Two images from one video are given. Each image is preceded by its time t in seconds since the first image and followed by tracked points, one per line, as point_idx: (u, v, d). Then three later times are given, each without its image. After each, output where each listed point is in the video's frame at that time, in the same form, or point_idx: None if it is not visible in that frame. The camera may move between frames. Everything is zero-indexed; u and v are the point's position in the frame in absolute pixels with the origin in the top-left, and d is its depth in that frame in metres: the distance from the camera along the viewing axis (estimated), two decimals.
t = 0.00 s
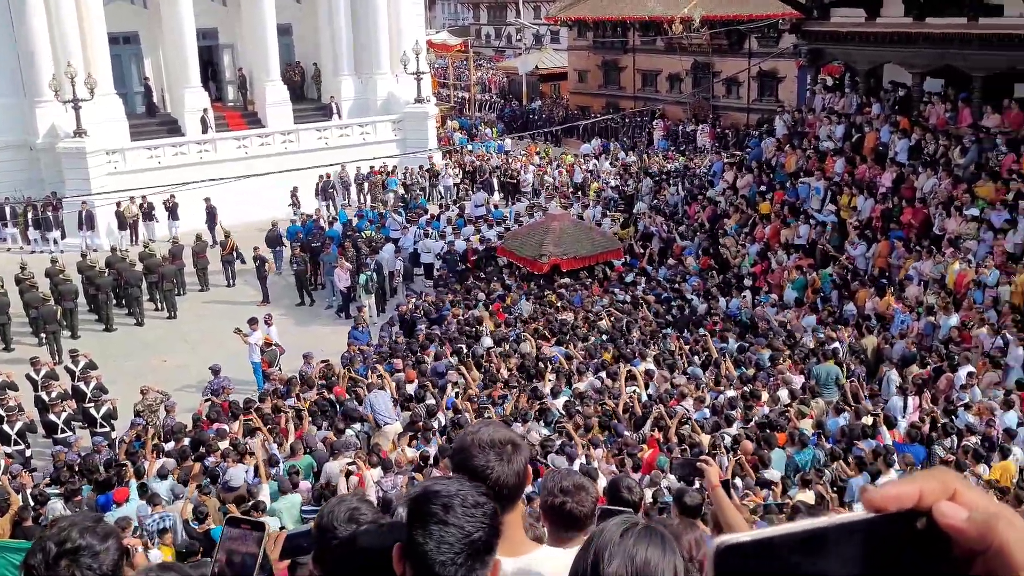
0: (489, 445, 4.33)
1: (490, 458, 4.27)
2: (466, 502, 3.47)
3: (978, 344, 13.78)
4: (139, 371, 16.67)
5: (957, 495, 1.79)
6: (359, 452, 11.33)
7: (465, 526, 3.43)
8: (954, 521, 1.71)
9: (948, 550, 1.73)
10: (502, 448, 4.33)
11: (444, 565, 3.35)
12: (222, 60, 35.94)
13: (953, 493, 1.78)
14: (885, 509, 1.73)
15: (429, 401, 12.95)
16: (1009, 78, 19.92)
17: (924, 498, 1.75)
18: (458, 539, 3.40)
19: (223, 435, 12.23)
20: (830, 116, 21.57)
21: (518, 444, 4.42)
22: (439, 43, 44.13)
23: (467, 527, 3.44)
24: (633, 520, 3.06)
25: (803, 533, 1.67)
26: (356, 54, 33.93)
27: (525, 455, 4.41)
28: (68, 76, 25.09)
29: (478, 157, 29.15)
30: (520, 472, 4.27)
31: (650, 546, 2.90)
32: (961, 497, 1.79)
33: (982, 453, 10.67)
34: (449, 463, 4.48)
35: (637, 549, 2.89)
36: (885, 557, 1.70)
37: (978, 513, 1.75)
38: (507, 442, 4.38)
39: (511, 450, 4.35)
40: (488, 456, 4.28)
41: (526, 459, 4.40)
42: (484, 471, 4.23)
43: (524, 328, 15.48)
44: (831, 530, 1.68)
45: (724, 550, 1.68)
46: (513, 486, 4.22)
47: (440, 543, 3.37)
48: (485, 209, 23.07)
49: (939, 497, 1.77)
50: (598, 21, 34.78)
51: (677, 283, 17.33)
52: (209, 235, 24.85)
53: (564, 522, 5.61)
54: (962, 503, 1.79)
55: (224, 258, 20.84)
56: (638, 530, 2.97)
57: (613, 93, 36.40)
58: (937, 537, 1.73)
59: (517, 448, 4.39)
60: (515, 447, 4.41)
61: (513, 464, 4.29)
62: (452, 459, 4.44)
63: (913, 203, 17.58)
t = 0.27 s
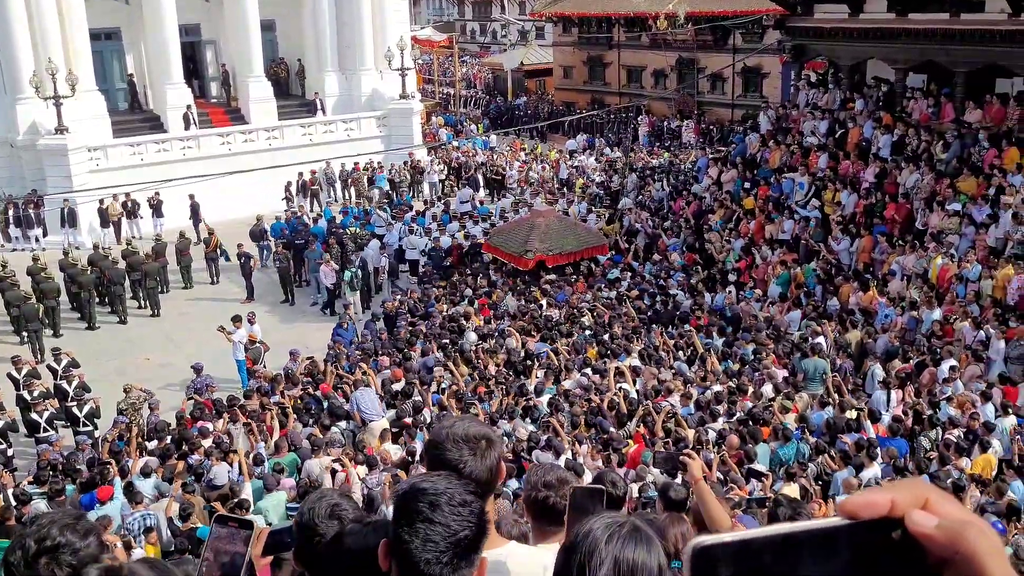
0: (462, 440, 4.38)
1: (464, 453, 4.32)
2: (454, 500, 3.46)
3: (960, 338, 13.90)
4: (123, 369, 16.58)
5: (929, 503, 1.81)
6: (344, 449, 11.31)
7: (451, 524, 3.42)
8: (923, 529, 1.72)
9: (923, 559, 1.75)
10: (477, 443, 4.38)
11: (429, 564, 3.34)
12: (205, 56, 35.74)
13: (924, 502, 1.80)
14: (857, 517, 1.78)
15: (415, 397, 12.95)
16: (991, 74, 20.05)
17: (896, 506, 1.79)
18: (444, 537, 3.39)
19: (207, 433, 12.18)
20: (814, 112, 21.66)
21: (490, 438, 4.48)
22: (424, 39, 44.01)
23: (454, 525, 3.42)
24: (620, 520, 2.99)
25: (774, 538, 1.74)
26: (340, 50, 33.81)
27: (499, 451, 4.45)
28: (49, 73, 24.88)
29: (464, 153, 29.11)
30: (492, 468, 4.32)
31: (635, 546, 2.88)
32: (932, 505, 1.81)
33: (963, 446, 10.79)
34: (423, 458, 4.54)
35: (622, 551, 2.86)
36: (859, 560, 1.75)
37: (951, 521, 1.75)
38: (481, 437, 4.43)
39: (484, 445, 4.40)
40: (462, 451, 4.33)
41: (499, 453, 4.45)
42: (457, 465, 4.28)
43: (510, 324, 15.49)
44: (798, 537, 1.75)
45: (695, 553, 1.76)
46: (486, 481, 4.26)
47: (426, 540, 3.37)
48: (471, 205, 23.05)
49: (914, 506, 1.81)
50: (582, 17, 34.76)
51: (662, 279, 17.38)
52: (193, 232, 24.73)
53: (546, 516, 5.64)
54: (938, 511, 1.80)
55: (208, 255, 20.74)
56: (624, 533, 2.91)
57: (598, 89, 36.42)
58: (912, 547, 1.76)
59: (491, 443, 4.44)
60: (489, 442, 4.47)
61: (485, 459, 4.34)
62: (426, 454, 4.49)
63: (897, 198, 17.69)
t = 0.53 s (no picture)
0: (434, 428, 4.61)
1: (436, 441, 4.55)
2: (435, 488, 3.47)
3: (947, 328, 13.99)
4: (111, 360, 16.54)
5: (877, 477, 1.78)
6: (333, 440, 11.34)
7: (432, 513, 3.43)
8: (880, 505, 1.70)
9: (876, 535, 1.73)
10: (449, 431, 4.60)
11: (411, 552, 3.36)
12: (193, 47, 35.61)
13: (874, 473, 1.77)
14: (810, 493, 1.69)
15: (404, 388, 12.98)
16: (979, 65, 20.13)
17: (850, 481, 1.72)
18: (425, 525, 3.41)
19: (196, 424, 12.18)
20: (803, 103, 21.71)
21: (463, 425, 4.70)
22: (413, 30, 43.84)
23: (435, 513, 3.43)
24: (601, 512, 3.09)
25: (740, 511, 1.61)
26: (330, 41, 33.72)
27: (471, 438, 4.68)
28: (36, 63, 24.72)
29: (454, 145, 29.08)
30: (463, 454, 4.57)
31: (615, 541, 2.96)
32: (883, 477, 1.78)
33: (950, 436, 10.90)
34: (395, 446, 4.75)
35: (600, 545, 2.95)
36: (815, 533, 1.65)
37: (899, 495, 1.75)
38: (454, 425, 4.67)
39: (456, 432, 4.63)
40: (434, 439, 4.56)
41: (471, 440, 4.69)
42: (429, 452, 4.51)
43: (499, 315, 15.52)
44: (766, 511, 1.62)
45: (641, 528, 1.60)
46: (459, 466, 4.51)
47: (407, 528, 3.39)
48: (460, 196, 23.05)
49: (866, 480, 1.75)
50: (572, 8, 34.73)
51: (652, 269, 17.42)
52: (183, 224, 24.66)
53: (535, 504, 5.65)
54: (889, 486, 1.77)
55: (197, 247, 20.69)
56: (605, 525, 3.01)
57: (588, 80, 36.42)
58: (867, 522, 1.72)
59: (463, 431, 4.67)
60: (462, 429, 4.69)
61: (457, 446, 4.57)
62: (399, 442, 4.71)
63: (885, 189, 17.77)
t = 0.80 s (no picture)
0: (424, 421, 4.61)
1: (424, 433, 4.56)
2: (428, 481, 3.45)
3: (943, 321, 14.00)
4: (105, 354, 16.50)
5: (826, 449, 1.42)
6: (328, 432, 11.33)
7: (426, 506, 3.42)
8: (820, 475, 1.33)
9: (823, 509, 1.36)
10: (440, 424, 4.62)
11: (405, 546, 3.36)
12: (188, 39, 35.50)
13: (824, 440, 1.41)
14: (746, 467, 1.34)
15: (400, 381, 12.97)
16: (975, 57, 20.08)
17: (792, 449, 1.37)
18: (419, 519, 3.39)
19: (191, 418, 12.15)
20: (799, 96, 21.67)
21: (452, 419, 4.71)
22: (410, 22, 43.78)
23: (429, 507, 3.43)
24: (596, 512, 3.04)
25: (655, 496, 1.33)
26: (325, 33, 33.62)
27: (460, 430, 4.72)
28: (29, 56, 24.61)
29: (450, 137, 29.02)
30: (453, 447, 4.58)
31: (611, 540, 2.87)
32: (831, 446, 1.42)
33: (945, 428, 10.93)
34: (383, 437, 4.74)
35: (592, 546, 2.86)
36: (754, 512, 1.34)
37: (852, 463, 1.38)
38: (443, 418, 4.67)
39: (445, 426, 4.64)
40: (422, 432, 4.56)
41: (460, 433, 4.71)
42: (419, 446, 4.52)
43: (494, 308, 15.50)
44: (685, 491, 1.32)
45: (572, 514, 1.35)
46: (451, 459, 4.54)
47: (400, 522, 3.37)
48: (456, 188, 23.01)
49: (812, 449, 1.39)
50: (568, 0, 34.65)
51: (648, 262, 17.41)
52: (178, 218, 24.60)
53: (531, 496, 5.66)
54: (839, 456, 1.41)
55: (192, 240, 20.64)
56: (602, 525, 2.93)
57: (585, 72, 36.39)
58: (811, 494, 1.36)
59: (453, 423, 4.69)
60: (452, 422, 4.70)
61: (447, 439, 4.59)
62: (388, 433, 4.69)
63: (881, 182, 17.75)
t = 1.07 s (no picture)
0: (439, 418, 4.67)
1: (436, 431, 4.62)
2: (435, 479, 3.45)
3: (951, 317, 13.98)
4: (114, 349, 16.58)
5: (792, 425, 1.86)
6: (338, 428, 11.37)
7: (433, 503, 3.43)
8: (792, 456, 1.73)
9: (797, 489, 1.79)
10: (453, 421, 4.70)
11: (413, 543, 3.37)
12: (196, 36, 35.60)
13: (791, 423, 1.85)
14: (722, 446, 1.75)
15: (408, 376, 13.01)
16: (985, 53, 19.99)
17: (763, 432, 1.77)
18: (427, 516, 3.40)
19: (201, 413, 12.22)
20: (807, 92, 21.62)
21: (464, 418, 4.80)
22: (416, 18, 43.76)
23: (437, 504, 3.44)
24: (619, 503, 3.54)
25: (657, 472, 1.69)
26: (332, 29, 33.66)
27: (470, 427, 4.81)
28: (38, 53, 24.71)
29: (457, 134, 29.00)
30: (464, 445, 4.68)
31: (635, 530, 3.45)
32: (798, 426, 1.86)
33: (954, 425, 10.94)
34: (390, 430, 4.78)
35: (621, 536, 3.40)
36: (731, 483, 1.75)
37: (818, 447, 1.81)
38: (457, 416, 4.76)
39: (458, 423, 4.73)
40: (436, 430, 4.62)
41: (471, 432, 4.80)
42: (432, 444, 4.58)
43: (501, 303, 15.53)
44: (678, 469, 1.71)
45: (537, 495, 1.65)
46: (464, 457, 4.65)
47: (409, 520, 3.38)
48: (464, 185, 23.02)
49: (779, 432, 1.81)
50: None
51: (656, 258, 17.42)
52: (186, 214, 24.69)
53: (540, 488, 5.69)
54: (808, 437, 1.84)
55: (200, 236, 20.71)
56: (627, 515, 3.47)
57: (592, 69, 36.34)
58: (784, 471, 1.78)
59: (465, 420, 4.80)
60: (464, 420, 4.80)
61: (461, 436, 4.69)
62: (396, 427, 4.73)
63: (889, 178, 17.71)
